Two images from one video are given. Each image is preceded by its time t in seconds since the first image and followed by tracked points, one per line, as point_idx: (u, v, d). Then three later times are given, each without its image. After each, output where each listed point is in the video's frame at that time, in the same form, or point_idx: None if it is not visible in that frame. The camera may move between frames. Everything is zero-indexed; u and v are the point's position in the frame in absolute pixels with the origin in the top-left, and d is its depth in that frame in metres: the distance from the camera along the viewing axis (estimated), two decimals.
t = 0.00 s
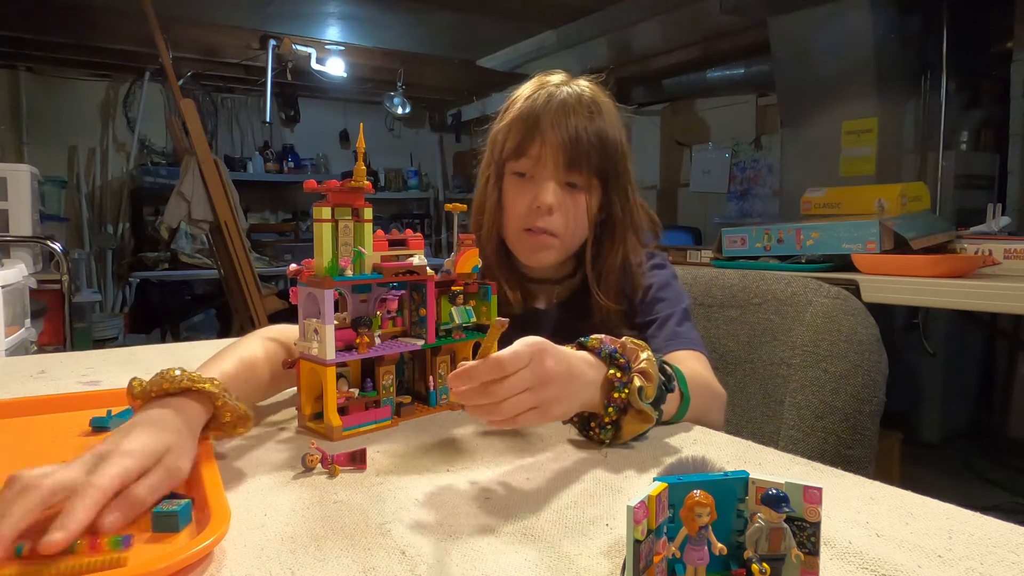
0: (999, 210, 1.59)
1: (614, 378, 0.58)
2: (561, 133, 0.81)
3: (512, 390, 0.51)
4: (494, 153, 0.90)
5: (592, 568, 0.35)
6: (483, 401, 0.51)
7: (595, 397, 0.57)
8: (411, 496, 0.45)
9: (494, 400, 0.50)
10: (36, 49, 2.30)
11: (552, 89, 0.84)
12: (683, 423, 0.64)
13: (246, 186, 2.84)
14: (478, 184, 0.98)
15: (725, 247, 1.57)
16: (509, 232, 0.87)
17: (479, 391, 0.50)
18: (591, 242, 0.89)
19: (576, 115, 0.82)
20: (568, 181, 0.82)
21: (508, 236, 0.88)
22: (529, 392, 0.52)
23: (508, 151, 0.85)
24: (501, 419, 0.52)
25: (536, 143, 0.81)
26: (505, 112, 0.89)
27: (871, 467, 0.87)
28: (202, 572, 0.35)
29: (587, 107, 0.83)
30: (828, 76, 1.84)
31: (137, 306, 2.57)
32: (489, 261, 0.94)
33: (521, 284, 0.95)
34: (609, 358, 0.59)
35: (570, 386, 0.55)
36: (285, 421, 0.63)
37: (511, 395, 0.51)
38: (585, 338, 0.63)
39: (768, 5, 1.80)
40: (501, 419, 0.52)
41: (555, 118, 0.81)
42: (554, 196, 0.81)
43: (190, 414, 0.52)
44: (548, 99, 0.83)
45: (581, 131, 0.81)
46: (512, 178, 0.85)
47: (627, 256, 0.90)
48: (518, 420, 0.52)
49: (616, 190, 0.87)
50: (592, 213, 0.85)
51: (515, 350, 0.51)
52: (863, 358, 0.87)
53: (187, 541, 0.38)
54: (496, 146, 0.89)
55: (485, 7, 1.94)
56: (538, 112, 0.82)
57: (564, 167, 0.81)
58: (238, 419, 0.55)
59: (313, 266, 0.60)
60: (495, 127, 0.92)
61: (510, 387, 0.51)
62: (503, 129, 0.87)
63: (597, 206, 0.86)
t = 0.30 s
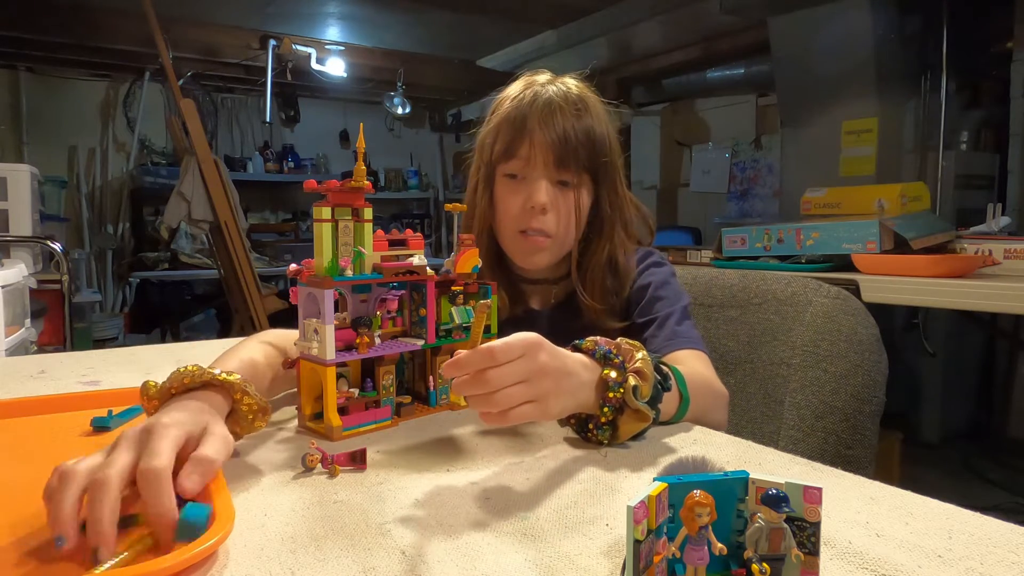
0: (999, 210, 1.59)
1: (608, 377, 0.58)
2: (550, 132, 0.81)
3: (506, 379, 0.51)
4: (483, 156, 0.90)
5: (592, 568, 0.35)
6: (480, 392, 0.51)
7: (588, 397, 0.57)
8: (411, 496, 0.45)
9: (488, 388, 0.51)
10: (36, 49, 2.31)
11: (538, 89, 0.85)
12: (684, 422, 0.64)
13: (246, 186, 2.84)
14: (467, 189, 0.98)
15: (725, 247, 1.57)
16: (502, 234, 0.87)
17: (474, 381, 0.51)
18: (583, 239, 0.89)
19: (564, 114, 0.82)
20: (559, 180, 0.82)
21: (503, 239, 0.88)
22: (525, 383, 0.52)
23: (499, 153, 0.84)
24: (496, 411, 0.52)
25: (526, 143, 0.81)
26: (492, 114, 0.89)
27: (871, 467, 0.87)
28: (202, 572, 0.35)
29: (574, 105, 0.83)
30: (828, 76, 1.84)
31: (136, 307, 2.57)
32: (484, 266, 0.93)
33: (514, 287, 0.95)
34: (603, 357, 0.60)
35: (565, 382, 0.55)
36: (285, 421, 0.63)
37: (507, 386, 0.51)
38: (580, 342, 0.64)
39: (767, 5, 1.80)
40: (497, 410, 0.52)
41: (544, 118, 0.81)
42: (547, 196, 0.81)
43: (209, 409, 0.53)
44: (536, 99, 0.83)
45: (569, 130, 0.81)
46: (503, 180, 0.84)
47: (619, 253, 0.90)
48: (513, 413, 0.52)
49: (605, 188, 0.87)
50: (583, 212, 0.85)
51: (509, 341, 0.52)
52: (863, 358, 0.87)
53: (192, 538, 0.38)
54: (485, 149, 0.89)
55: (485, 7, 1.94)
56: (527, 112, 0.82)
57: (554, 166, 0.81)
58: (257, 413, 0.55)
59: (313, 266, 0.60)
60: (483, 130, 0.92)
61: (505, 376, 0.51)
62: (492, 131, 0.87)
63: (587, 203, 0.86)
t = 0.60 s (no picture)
0: (999, 210, 1.59)
1: (607, 377, 0.58)
2: (553, 133, 0.81)
3: (509, 377, 0.51)
4: (484, 158, 0.89)
5: (592, 568, 0.35)
6: (481, 390, 0.51)
7: (588, 397, 0.57)
8: (410, 496, 0.45)
9: (491, 385, 0.51)
10: (36, 49, 2.31)
11: (541, 89, 0.85)
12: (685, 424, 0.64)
13: (246, 186, 2.84)
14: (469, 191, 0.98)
15: (725, 247, 1.57)
16: (506, 235, 0.86)
17: (476, 379, 0.51)
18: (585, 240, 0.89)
19: (567, 115, 0.82)
20: (562, 181, 0.82)
21: (506, 240, 0.87)
22: (526, 382, 0.53)
23: (502, 154, 0.84)
24: (499, 410, 0.52)
25: (530, 144, 0.81)
26: (494, 116, 0.89)
27: (871, 467, 0.87)
28: (202, 572, 0.35)
29: (577, 106, 0.84)
30: (828, 76, 1.84)
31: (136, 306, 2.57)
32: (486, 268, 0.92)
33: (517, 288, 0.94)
34: (600, 358, 0.60)
35: (565, 381, 0.55)
36: (286, 421, 0.63)
37: (509, 384, 0.51)
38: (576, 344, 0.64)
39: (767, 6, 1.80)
40: (500, 410, 0.52)
41: (547, 119, 0.81)
42: (551, 197, 0.80)
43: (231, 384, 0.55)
44: (539, 100, 0.83)
45: (572, 132, 0.81)
46: (506, 181, 0.84)
47: (622, 253, 0.91)
48: (515, 411, 0.52)
49: (608, 189, 0.87)
50: (586, 213, 0.85)
51: (511, 339, 0.52)
52: (863, 358, 0.87)
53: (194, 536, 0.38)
54: (488, 151, 0.89)
55: (485, 7, 1.94)
56: (530, 113, 0.82)
57: (557, 167, 0.81)
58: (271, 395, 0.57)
59: (313, 266, 0.60)
60: (486, 132, 0.92)
61: (507, 374, 0.51)
62: (494, 133, 0.87)
63: (590, 204, 0.86)
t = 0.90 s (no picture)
0: (999, 210, 1.59)
1: (599, 377, 0.58)
2: (559, 130, 0.81)
3: (510, 376, 0.52)
4: (490, 154, 0.90)
5: (592, 568, 0.35)
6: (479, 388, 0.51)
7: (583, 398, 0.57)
8: (410, 496, 0.45)
9: (492, 383, 0.51)
10: (36, 49, 2.30)
11: (546, 86, 0.84)
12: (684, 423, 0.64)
13: (246, 186, 2.84)
14: (473, 188, 0.98)
15: (725, 247, 1.57)
16: (510, 232, 0.87)
17: (478, 377, 0.51)
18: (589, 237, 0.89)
19: (574, 111, 0.82)
20: (568, 178, 0.82)
21: (510, 236, 0.88)
22: (525, 383, 0.53)
23: (507, 150, 0.84)
24: (498, 407, 0.52)
25: (535, 140, 0.81)
26: (500, 111, 0.89)
27: (871, 467, 0.86)
28: (202, 573, 0.35)
29: (583, 103, 0.83)
30: (827, 76, 1.84)
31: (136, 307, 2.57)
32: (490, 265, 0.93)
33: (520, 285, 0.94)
34: (592, 360, 0.60)
35: (565, 382, 0.56)
36: (287, 422, 0.63)
37: (508, 383, 0.52)
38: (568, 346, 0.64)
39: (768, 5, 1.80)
40: (499, 407, 0.53)
41: (553, 115, 0.81)
42: (556, 194, 0.81)
43: (226, 356, 0.57)
44: (545, 96, 0.83)
45: (578, 128, 0.82)
46: (511, 177, 0.85)
47: (626, 251, 0.91)
48: (510, 409, 0.53)
49: (613, 186, 0.88)
50: (591, 211, 0.85)
51: (513, 337, 0.52)
52: (863, 359, 0.86)
53: (191, 538, 0.38)
54: (493, 147, 0.89)
55: (485, 7, 1.94)
56: (536, 109, 0.82)
57: (563, 164, 0.82)
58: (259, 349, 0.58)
59: (313, 266, 0.60)
60: (490, 128, 0.92)
61: (509, 372, 0.52)
62: (498, 129, 0.87)
63: (595, 201, 0.86)
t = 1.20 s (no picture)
0: (999, 210, 1.59)
1: (590, 368, 0.58)
2: (563, 134, 0.81)
3: (522, 340, 0.51)
4: (494, 158, 0.90)
5: (592, 568, 0.35)
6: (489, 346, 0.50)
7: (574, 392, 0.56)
8: (409, 496, 0.45)
9: (505, 340, 0.50)
10: (36, 49, 2.30)
11: (550, 90, 0.85)
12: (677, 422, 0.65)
13: (246, 186, 2.84)
14: (477, 191, 0.98)
15: (725, 247, 1.57)
16: (516, 235, 0.87)
17: (492, 335, 0.50)
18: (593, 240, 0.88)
19: (578, 115, 0.82)
20: (572, 181, 0.82)
21: (516, 239, 0.87)
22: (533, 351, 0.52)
23: (513, 154, 0.84)
24: (503, 368, 0.51)
25: (540, 144, 0.82)
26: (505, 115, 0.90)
27: (871, 467, 0.86)
28: (202, 572, 0.35)
29: (587, 107, 0.84)
30: (828, 76, 1.84)
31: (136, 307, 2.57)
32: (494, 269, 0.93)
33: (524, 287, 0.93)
34: (582, 351, 0.60)
35: (562, 364, 0.55)
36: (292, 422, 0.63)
37: (518, 347, 0.51)
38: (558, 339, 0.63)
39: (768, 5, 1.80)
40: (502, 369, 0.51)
41: (557, 119, 0.82)
42: (560, 197, 0.81)
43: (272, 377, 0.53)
44: (549, 100, 0.83)
45: (582, 132, 0.82)
46: (516, 181, 0.85)
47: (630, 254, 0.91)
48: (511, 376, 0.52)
49: (617, 189, 0.88)
50: (595, 214, 0.85)
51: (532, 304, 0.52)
52: (863, 359, 0.86)
53: (189, 539, 0.38)
54: (498, 152, 0.89)
55: (484, 7, 1.94)
56: (541, 113, 0.82)
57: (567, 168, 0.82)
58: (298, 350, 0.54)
59: (320, 266, 0.60)
60: (495, 132, 0.92)
61: (521, 334, 0.51)
62: (503, 133, 0.88)
63: (599, 205, 0.86)
